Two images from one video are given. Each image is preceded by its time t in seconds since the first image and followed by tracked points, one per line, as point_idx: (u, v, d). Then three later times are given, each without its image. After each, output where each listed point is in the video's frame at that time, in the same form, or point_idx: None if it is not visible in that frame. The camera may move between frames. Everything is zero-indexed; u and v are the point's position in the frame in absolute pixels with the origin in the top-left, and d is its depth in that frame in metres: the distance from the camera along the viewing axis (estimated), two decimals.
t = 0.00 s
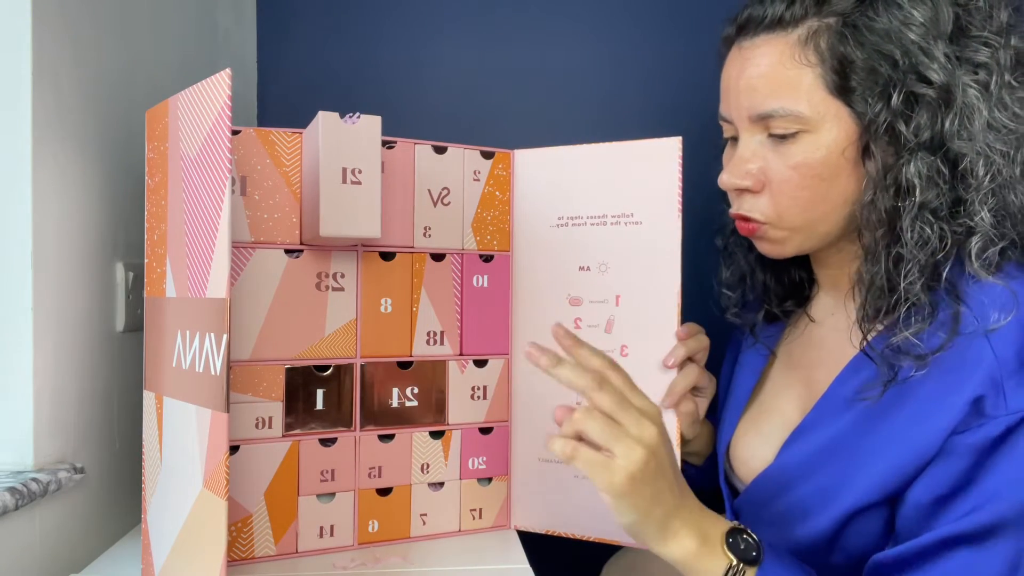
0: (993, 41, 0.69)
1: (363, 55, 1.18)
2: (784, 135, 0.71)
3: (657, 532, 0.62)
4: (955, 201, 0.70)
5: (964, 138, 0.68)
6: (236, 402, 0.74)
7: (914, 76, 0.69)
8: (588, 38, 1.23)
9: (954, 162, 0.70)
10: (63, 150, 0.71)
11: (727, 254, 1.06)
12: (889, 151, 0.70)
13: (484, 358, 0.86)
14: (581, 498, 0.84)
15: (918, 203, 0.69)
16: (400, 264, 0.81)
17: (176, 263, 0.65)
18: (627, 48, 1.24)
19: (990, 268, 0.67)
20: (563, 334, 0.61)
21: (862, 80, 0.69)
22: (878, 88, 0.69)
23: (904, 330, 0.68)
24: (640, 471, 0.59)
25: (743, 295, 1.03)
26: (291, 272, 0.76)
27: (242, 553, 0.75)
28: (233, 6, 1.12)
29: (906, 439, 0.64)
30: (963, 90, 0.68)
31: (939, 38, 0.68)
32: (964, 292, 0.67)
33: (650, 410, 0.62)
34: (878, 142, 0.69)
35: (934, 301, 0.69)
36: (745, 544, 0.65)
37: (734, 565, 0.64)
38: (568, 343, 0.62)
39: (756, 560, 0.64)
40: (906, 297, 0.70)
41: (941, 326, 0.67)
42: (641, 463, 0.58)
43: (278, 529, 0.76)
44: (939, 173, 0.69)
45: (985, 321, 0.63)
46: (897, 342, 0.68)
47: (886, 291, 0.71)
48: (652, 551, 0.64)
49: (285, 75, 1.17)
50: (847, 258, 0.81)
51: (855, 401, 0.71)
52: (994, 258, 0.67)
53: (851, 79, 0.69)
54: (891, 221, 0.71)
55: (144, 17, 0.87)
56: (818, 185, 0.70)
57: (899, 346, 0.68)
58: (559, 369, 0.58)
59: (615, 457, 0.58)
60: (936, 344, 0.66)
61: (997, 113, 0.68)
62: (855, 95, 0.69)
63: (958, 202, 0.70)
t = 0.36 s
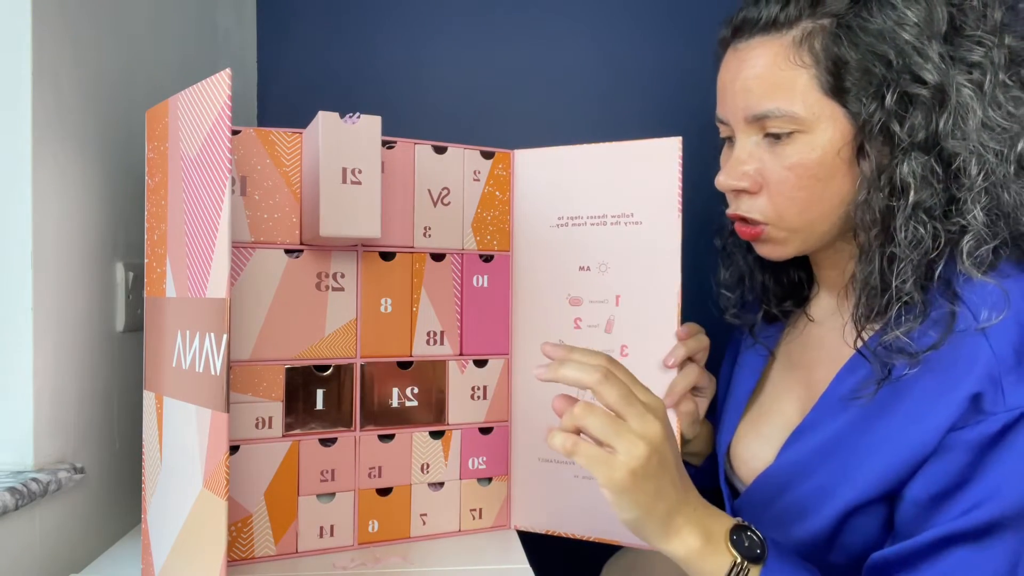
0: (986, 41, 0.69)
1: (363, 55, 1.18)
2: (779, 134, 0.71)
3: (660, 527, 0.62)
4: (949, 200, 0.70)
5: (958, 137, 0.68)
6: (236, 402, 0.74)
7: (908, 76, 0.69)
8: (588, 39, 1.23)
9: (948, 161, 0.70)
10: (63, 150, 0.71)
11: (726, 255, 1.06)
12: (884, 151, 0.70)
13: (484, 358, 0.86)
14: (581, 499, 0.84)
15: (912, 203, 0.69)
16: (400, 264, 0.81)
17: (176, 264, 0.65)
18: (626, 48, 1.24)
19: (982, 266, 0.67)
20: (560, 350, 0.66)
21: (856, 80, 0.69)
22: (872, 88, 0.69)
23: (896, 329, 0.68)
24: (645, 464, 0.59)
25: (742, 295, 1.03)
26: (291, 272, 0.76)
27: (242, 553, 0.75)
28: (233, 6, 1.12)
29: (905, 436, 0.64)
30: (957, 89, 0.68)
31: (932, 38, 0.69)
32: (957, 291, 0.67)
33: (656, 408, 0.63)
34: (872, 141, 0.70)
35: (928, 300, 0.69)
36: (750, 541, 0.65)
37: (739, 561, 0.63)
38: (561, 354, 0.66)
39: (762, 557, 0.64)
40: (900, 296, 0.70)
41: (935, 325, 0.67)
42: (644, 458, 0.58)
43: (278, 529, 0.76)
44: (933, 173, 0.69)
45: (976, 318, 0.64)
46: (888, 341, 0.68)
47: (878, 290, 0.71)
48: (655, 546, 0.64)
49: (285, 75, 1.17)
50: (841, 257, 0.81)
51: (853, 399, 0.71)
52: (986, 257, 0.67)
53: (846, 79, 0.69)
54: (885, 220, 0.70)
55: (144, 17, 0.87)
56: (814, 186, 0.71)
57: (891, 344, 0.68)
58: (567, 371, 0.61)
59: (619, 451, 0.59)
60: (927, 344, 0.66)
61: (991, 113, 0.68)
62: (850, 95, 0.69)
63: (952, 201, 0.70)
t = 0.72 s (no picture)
0: (981, 45, 0.68)
1: (363, 56, 1.18)
2: (770, 135, 0.72)
3: (661, 508, 0.62)
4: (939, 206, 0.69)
5: (948, 143, 0.68)
6: (236, 402, 0.74)
7: (899, 80, 0.69)
8: (588, 38, 1.23)
9: (937, 167, 0.69)
10: (64, 150, 0.71)
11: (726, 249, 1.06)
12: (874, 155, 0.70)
13: (484, 358, 0.86)
14: (581, 499, 0.84)
15: (901, 208, 0.69)
16: (400, 264, 0.81)
17: (176, 264, 0.65)
18: (626, 48, 1.24)
19: (970, 275, 0.66)
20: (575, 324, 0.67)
21: (846, 84, 0.69)
22: (862, 92, 0.69)
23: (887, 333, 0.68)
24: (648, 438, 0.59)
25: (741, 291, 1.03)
26: (291, 272, 0.76)
27: (242, 553, 0.75)
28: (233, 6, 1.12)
29: (900, 435, 0.64)
30: (948, 95, 0.68)
31: (924, 42, 0.68)
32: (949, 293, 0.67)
33: (664, 384, 0.64)
34: (861, 145, 0.70)
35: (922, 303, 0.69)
36: (751, 527, 0.64)
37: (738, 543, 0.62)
38: (577, 326, 0.67)
39: (764, 541, 0.62)
40: (889, 301, 0.70)
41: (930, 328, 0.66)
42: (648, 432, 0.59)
43: (278, 529, 0.76)
44: (922, 179, 0.69)
45: (965, 326, 0.63)
46: (882, 345, 0.68)
47: (868, 293, 0.72)
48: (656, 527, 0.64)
49: (285, 75, 1.17)
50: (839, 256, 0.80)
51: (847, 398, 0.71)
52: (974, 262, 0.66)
53: (836, 83, 0.69)
54: (875, 224, 0.71)
55: (144, 16, 0.87)
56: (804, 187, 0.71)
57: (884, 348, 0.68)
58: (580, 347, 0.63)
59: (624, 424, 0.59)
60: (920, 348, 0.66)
61: (983, 119, 0.67)
62: (839, 98, 0.69)
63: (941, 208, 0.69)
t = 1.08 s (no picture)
0: (968, 55, 0.67)
1: (363, 55, 1.18)
2: (757, 136, 0.73)
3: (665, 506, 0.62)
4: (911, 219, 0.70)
5: (922, 154, 0.68)
6: (236, 402, 0.74)
7: (881, 89, 0.68)
8: (587, 38, 1.23)
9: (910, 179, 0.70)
10: (63, 150, 0.71)
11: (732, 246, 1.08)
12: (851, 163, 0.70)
13: (484, 358, 0.86)
14: (580, 499, 0.84)
15: (872, 218, 0.70)
16: (399, 264, 0.81)
17: (176, 264, 0.65)
18: (627, 48, 1.24)
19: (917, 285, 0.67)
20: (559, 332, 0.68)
21: (827, 90, 0.69)
22: (843, 99, 0.69)
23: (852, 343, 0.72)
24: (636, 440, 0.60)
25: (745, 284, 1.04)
26: (291, 272, 0.76)
27: (242, 553, 0.75)
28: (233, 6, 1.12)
29: (904, 440, 0.64)
30: (928, 105, 0.67)
31: (909, 49, 0.67)
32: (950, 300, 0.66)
33: (645, 388, 0.64)
34: (839, 152, 0.70)
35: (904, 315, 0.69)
36: (760, 528, 0.63)
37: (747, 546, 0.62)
38: (561, 334, 0.68)
39: (772, 543, 0.62)
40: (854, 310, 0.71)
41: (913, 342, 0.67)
42: (629, 435, 0.60)
43: (278, 529, 0.76)
44: (896, 189, 0.69)
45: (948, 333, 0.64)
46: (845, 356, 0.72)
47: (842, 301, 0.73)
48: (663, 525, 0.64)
49: (285, 75, 1.17)
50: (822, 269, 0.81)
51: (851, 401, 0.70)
52: (935, 274, 0.66)
53: (818, 88, 0.69)
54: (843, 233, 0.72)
55: (143, 16, 0.87)
56: (788, 190, 0.72)
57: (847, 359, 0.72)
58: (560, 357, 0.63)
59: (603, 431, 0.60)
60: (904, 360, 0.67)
61: (960, 131, 0.67)
62: (820, 104, 0.69)
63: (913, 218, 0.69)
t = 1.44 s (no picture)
0: (976, 51, 0.67)
1: (363, 55, 1.18)
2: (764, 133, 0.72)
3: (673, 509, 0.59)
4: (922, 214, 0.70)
5: (932, 150, 0.68)
6: (236, 402, 0.74)
7: (890, 85, 0.69)
8: (588, 38, 1.23)
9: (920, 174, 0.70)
10: (64, 150, 0.71)
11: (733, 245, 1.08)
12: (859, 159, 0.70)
13: (484, 358, 0.86)
14: (581, 499, 0.83)
15: (881, 214, 0.70)
16: (399, 264, 0.81)
17: (176, 263, 0.65)
18: (627, 49, 1.24)
19: (934, 282, 0.67)
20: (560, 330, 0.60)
21: (835, 87, 0.69)
22: (850, 96, 0.69)
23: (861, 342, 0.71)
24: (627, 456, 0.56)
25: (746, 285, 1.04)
26: (291, 272, 0.76)
27: (242, 553, 0.75)
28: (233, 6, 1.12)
29: (906, 442, 0.64)
30: (937, 101, 0.67)
31: (917, 46, 0.67)
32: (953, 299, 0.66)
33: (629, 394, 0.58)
34: (846, 148, 0.70)
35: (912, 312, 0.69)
36: (768, 527, 0.63)
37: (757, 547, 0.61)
38: (567, 332, 0.60)
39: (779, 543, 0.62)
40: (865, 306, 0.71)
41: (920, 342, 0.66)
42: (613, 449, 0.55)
43: (278, 529, 0.76)
44: (904, 185, 0.69)
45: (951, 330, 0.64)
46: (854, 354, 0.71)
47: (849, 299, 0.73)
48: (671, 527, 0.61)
49: (285, 74, 1.17)
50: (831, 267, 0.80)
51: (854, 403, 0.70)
52: (946, 271, 0.66)
53: (826, 85, 0.69)
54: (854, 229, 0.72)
55: (144, 16, 0.87)
56: (796, 187, 0.72)
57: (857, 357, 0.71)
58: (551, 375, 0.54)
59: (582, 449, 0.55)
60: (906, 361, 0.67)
61: (971, 126, 0.67)
62: (828, 101, 0.69)
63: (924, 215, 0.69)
